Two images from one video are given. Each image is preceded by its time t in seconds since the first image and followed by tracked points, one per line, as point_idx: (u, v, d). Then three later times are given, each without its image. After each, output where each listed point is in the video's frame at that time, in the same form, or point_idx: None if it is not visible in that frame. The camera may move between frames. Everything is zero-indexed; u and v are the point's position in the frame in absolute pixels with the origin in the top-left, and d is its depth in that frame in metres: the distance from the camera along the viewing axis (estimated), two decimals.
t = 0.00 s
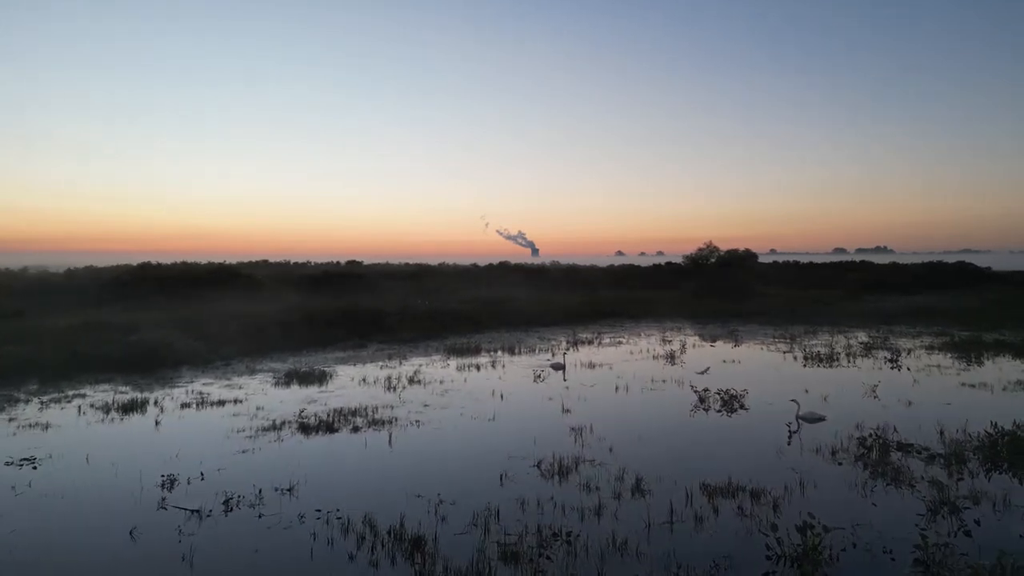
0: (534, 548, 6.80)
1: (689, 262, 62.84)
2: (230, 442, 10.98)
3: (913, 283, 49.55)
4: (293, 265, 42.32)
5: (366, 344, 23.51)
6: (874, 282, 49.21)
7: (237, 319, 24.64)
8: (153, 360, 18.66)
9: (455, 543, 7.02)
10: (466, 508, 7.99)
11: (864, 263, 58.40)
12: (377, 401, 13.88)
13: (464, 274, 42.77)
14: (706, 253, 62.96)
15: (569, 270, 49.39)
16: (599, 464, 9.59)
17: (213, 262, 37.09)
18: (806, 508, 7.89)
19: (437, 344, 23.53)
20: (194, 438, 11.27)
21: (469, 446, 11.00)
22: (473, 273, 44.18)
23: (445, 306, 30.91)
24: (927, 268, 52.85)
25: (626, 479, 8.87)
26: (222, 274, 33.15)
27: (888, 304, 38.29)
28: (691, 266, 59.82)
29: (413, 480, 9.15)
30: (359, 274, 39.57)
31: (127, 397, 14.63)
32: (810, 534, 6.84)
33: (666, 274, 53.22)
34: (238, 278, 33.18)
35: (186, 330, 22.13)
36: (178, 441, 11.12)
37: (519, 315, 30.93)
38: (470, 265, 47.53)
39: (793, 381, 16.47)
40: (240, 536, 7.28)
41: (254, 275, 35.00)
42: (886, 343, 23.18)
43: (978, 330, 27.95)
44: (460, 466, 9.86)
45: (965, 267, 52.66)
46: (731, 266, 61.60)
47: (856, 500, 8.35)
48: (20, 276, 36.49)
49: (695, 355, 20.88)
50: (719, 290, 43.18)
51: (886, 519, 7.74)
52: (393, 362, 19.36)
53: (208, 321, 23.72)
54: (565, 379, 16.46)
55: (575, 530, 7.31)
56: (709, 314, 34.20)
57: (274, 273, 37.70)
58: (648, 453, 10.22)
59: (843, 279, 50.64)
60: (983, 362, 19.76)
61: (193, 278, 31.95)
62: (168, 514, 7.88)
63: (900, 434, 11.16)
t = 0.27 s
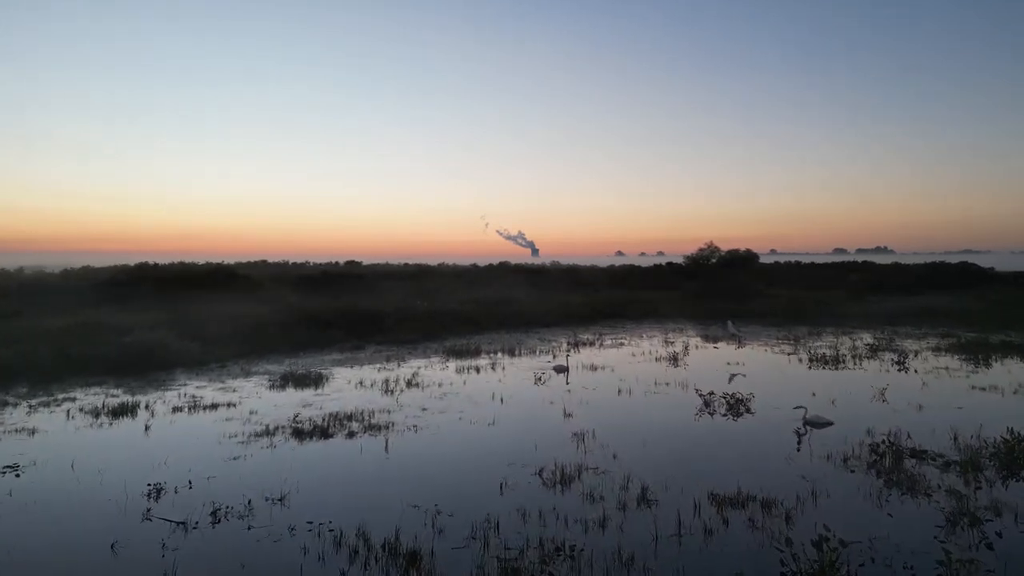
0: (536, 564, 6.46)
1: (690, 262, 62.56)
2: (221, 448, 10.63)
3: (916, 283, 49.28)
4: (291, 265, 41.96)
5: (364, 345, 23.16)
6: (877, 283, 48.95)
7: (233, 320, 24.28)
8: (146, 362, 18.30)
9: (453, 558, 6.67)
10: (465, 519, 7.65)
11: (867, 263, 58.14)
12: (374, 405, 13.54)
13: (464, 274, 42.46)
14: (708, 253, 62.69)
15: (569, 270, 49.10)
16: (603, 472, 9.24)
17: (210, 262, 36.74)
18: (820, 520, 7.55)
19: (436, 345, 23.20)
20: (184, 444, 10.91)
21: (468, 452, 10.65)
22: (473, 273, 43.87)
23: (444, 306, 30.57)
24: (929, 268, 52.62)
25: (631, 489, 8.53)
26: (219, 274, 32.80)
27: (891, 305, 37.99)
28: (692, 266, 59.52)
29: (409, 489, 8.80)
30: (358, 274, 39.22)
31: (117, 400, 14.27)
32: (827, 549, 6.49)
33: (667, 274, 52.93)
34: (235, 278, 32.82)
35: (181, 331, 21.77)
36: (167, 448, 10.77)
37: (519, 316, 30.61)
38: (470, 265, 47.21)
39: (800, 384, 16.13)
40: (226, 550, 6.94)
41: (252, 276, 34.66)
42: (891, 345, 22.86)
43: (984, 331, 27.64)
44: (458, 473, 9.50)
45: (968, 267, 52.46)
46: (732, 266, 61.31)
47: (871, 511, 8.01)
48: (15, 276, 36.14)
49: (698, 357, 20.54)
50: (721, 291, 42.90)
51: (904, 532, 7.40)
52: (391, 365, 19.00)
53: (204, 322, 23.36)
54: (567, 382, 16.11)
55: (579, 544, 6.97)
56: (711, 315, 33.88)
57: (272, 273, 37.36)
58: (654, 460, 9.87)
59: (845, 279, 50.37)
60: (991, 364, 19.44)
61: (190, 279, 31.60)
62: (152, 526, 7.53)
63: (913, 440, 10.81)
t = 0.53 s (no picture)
0: None
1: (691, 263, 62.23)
2: (211, 455, 10.27)
3: (918, 284, 48.97)
4: (289, 266, 41.59)
5: (361, 347, 22.80)
6: (879, 283, 48.69)
7: (229, 321, 23.91)
8: (139, 365, 17.94)
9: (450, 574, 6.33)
10: (463, 533, 7.30)
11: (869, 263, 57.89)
12: (370, 409, 13.18)
13: (464, 275, 42.14)
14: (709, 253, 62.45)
15: (570, 271, 48.81)
16: (607, 480, 8.90)
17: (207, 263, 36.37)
18: (835, 533, 7.20)
19: (435, 347, 22.85)
20: (173, 451, 10.56)
21: (466, 458, 10.29)
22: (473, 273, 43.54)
23: (444, 307, 30.22)
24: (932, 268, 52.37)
25: (637, 499, 8.18)
26: (217, 274, 32.46)
27: (895, 306, 37.66)
28: (694, 266, 59.26)
29: (405, 500, 8.45)
30: (356, 275, 38.87)
31: (107, 404, 13.91)
32: (845, 566, 6.14)
33: (668, 275, 52.60)
34: (232, 278, 32.46)
35: (175, 333, 21.40)
36: (155, 455, 10.41)
37: (520, 316, 30.27)
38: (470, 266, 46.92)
39: (807, 387, 15.77)
40: (211, 565, 6.59)
41: (250, 276, 34.32)
42: (898, 347, 22.51)
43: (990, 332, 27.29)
44: (457, 482, 9.16)
45: (970, 267, 52.26)
46: (733, 267, 61.01)
47: (888, 523, 7.65)
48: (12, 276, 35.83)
49: (702, 359, 20.18)
50: (723, 291, 42.58)
51: (924, 546, 7.04)
52: (389, 367, 18.64)
53: (199, 323, 23.00)
54: (569, 385, 15.76)
55: (583, 559, 6.63)
56: (713, 316, 33.55)
57: (270, 274, 37.01)
58: (659, 468, 9.52)
59: (848, 279, 50.09)
60: (1000, 366, 19.11)
61: (187, 279, 31.25)
62: (135, 539, 7.19)
63: (927, 446, 10.46)
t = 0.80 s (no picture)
0: None
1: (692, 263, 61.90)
2: (200, 463, 9.91)
3: (921, 284, 48.64)
4: (287, 266, 41.24)
5: (359, 348, 22.44)
6: (882, 283, 48.39)
7: (224, 323, 23.55)
8: (131, 367, 17.57)
9: None
10: (461, 547, 6.94)
11: (870, 263, 57.61)
12: (366, 413, 12.82)
13: (463, 275, 41.81)
14: (710, 253, 62.13)
15: (570, 271, 48.50)
16: (612, 490, 8.54)
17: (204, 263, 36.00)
18: (853, 548, 6.84)
19: (434, 348, 22.48)
20: (161, 458, 10.20)
21: (464, 465, 9.92)
22: (472, 273, 43.16)
23: (443, 308, 29.85)
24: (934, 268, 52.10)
25: (643, 510, 7.83)
26: (214, 274, 32.09)
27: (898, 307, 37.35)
28: (695, 266, 58.94)
29: (400, 511, 8.08)
30: (355, 275, 38.52)
31: (96, 408, 13.54)
32: None
33: (669, 275, 52.24)
34: (229, 279, 32.10)
35: (170, 334, 21.04)
36: (142, 463, 10.05)
37: (520, 317, 29.90)
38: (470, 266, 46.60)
39: (813, 390, 15.41)
40: None
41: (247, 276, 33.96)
42: (904, 349, 22.17)
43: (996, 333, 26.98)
44: (455, 491, 8.81)
45: (973, 267, 52.00)
46: (734, 266, 60.65)
47: (907, 536, 7.30)
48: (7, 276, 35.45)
49: (706, 361, 19.80)
50: (724, 291, 42.23)
51: (946, 561, 6.69)
52: (387, 369, 18.26)
53: (194, 325, 22.62)
54: (570, 388, 15.40)
55: None
56: (715, 317, 33.21)
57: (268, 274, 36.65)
58: (665, 476, 9.16)
59: (850, 280, 49.79)
60: (1009, 368, 18.78)
61: (183, 279, 30.89)
62: (115, 554, 6.82)
63: (942, 453, 10.11)
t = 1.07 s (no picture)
0: None
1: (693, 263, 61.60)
2: (188, 471, 9.53)
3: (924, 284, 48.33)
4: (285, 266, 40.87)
5: (357, 350, 22.07)
6: (885, 284, 48.01)
7: (220, 324, 23.18)
8: (123, 369, 17.20)
9: None
10: (459, 564, 6.57)
11: (873, 264, 57.25)
12: (362, 418, 12.43)
13: (463, 275, 41.44)
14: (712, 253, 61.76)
15: (571, 271, 48.15)
16: (617, 502, 8.16)
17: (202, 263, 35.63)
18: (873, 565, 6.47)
19: (433, 350, 22.11)
20: (148, 466, 9.82)
21: (463, 474, 9.54)
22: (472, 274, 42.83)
23: (442, 308, 29.49)
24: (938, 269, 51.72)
25: (650, 524, 7.45)
26: (210, 274, 31.70)
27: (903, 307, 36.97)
28: (696, 266, 58.58)
29: (395, 524, 7.70)
30: (354, 276, 38.16)
31: (85, 413, 13.16)
32: None
33: (670, 275, 51.92)
34: (226, 279, 31.70)
35: (164, 336, 20.66)
36: (127, 473, 9.65)
37: (520, 318, 29.55)
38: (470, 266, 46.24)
39: (822, 393, 15.03)
40: None
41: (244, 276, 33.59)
42: (912, 351, 21.79)
43: (1004, 335, 26.58)
44: (453, 502, 8.45)
45: (976, 267, 51.64)
46: (736, 266, 60.35)
47: (928, 551, 6.93)
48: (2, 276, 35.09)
49: (709, 363, 19.43)
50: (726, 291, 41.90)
51: None
52: (384, 372, 17.88)
53: (188, 326, 22.22)
54: (572, 391, 15.06)
55: None
56: (718, 317, 32.83)
57: (265, 274, 36.25)
58: (672, 486, 8.77)
59: (853, 280, 49.41)
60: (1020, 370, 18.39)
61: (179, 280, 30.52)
62: (93, 571, 6.46)
63: (960, 461, 9.73)
